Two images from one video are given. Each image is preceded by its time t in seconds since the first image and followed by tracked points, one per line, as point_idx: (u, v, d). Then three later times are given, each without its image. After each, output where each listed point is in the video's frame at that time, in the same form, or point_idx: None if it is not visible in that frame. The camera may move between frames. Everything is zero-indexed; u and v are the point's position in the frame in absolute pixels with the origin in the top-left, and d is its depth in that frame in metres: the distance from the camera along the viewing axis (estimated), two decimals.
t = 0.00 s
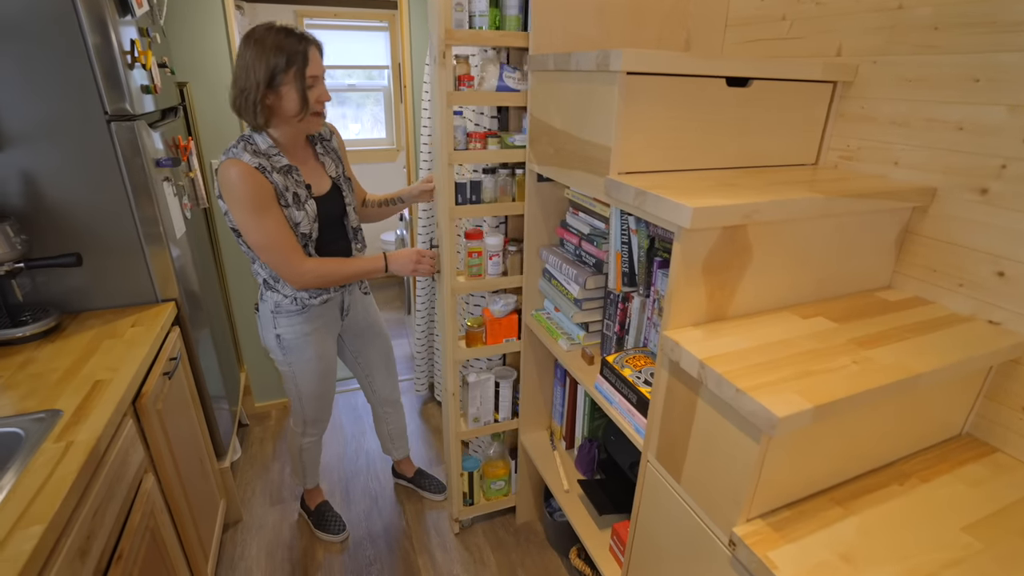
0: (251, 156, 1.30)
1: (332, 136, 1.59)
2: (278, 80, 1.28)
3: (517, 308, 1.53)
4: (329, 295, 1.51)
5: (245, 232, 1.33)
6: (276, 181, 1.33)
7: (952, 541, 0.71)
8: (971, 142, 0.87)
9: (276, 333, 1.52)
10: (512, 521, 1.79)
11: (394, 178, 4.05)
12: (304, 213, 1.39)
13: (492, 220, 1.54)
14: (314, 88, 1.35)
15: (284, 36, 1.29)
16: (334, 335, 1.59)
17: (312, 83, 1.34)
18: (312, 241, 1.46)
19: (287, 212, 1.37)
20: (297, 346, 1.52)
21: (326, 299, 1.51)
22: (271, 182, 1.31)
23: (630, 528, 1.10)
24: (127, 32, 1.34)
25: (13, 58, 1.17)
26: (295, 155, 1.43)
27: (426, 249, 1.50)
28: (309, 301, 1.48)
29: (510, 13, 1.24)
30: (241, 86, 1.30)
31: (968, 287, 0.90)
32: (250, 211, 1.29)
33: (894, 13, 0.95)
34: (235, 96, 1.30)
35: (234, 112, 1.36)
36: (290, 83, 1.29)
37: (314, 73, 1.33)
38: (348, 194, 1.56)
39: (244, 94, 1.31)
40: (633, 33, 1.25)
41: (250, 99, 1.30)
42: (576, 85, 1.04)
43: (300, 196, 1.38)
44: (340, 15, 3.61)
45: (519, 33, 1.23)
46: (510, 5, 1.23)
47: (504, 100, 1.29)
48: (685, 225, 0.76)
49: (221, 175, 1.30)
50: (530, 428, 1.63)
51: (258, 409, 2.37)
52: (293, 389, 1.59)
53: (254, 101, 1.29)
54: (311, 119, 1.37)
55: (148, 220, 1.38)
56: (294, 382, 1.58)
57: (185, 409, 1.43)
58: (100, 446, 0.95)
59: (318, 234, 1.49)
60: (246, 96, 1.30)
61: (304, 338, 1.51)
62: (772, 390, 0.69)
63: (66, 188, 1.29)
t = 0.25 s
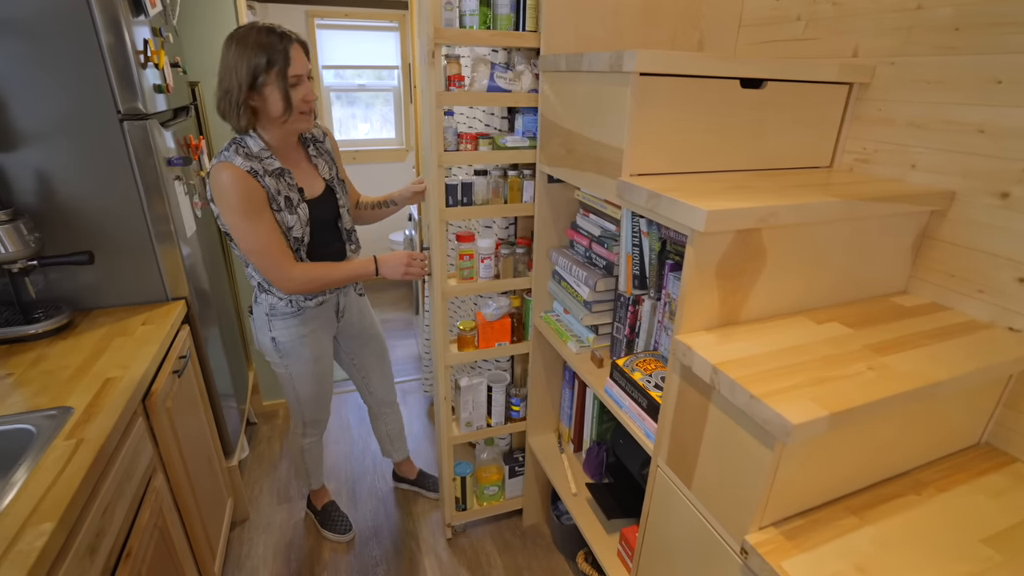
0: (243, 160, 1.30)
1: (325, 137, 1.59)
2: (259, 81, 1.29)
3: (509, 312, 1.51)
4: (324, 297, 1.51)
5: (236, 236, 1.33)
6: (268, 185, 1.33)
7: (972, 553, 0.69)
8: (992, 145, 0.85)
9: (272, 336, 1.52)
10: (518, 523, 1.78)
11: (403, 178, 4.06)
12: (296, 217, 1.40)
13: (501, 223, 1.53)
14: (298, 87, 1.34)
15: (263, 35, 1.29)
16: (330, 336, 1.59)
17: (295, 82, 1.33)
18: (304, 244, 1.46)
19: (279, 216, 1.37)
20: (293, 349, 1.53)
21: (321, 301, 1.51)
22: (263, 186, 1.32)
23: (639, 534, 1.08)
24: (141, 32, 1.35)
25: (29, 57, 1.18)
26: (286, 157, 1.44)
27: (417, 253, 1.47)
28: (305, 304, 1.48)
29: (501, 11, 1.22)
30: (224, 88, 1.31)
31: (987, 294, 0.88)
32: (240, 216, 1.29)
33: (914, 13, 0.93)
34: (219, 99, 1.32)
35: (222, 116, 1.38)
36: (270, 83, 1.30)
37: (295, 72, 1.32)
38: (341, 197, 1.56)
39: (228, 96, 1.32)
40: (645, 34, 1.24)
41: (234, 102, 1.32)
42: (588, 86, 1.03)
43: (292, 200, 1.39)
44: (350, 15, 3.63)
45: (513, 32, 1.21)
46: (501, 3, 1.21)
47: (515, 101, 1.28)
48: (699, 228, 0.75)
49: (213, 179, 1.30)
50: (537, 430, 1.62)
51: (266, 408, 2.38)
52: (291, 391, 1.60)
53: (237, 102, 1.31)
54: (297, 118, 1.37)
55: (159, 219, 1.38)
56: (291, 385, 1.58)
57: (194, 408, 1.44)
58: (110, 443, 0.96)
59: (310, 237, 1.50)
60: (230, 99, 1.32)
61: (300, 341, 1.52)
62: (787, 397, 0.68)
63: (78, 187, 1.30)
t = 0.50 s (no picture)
0: (251, 151, 1.31)
1: (334, 136, 1.61)
2: (243, 75, 1.37)
3: (505, 316, 1.52)
4: (334, 298, 1.52)
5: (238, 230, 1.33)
6: (275, 178, 1.34)
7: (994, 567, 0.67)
8: (1017, 149, 0.83)
9: (282, 338, 1.53)
10: (527, 526, 1.77)
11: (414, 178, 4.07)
12: (302, 211, 1.40)
13: (514, 224, 1.51)
14: (279, 72, 1.36)
15: (246, 30, 1.36)
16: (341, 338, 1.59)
17: (275, 67, 1.36)
18: (312, 239, 1.46)
19: (284, 210, 1.38)
20: (303, 350, 1.53)
21: (331, 301, 1.52)
22: (269, 179, 1.33)
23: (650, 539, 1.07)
24: (157, 32, 1.36)
25: (48, 57, 1.19)
26: (292, 151, 1.45)
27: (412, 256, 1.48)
28: (315, 305, 1.49)
29: (498, 11, 1.20)
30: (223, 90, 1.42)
31: (1010, 301, 0.86)
32: (244, 208, 1.30)
33: (936, 14, 0.91)
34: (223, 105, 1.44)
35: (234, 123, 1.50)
36: (251, 73, 1.35)
37: (273, 58, 1.35)
38: (349, 195, 1.57)
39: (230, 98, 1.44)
40: (660, 35, 1.23)
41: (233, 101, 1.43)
42: (603, 87, 1.02)
43: (298, 194, 1.39)
44: (363, 16, 3.64)
45: (510, 32, 1.20)
46: (497, 3, 1.20)
47: (528, 103, 1.28)
48: (715, 232, 0.74)
49: (222, 172, 1.31)
50: (547, 433, 1.61)
51: (276, 406, 2.39)
52: (301, 392, 1.60)
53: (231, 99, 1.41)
54: (284, 105, 1.38)
55: (173, 217, 1.39)
56: (302, 385, 1.59)
57: (205, 406, 1.45)
58: (123, 440, 0.96)
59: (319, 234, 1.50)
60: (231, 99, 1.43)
61: (310, 343, 1.52)
62: (803, 404, 0.67)
63: (94, 185, 1.31)
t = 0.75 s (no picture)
0: (260, 143, 1.34)
1: (348, 140, 1.62)
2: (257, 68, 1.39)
3: (503, 319, 1.50)
4: (339, 298, 1.51)
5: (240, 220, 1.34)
6: (281, 171, 1.36)
7: None
8: None
9: (289, 339, 1.53)
10: (534, 528, 1.77)
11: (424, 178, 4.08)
12: (307, 205, 1.41)
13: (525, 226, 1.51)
14: (290, 66, 1.37)
15: (263, 26, 1.39)
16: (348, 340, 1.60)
17: (286, 62, 1.37)
18: (319, 234, 1.46)
19: (289, 204, 1.39)
20: (310, 351, 1.53)
21: (337, 302, 1.51)
22: (275, 171, 1.34)
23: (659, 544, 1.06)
24: (171, 32, 1.37)
25: (64, 57, 1.21)
26: (302, 147, 1.46)
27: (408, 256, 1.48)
28: (320, 305, 1.49)
29: (494, 10, 1.19)
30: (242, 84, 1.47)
31: None
32: (247, 198, 1.31)
33: (957, 13, 0.89)
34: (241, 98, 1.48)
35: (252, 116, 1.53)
36: (263, 66, 1.38)
37: (285, 51, 1.37)
38: (358, 195, 1.57)
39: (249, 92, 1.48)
40: (673, 35, 1.22)
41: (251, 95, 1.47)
42: (616, 88, 1.02)
43: (304, 188, 1.40)
44: (375, 16, 3.66)
45: (505, 31, 1.19)
46: (493, 1, 1.18)
47: (538, 103, 1.27)
48: (729, 235, 0.73)
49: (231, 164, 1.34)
50: (555, 435, 1.61)
51: (286, 405, 2.39)
52: (307, 393, 1.61)
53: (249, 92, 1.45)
54: (292, 99, 1.37)
55: (186, 216, 1.40)
56: (308, 386, 1.59)
57: (215, 404, 1.46)
58: (135, 438, 0.97)
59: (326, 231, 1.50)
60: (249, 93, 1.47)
61: (316, 344, 1.52)
62: (818, 411, 0.66)
63: (109, 184, 1.32)
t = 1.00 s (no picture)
0: (267, 143, 1.35)
1: (352, 145, 1.63)
2: (274, 68, 1.37)
3: (499, 324, 1.49)
4: (341, 299, 1.51)
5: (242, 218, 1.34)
6: (287, 170, 1.36)
7: None
8: None
9: (291, 342, 1.53)
10: (540, 533, 1.75)
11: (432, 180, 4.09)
12: (312, 205, 1.41)
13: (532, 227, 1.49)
14: (312, 70, 1.38)
15: (284, 27, 1.38)
16: (351, 343, 1.60)
17: (308, 66, 1.38)
18: (323, 234, 1.46)
19: (294, 203, 1.39)
20: (312, 355, 1.54)
21: (339, 304, 1.51)
22: (281, 170, 1.35)
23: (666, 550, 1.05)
24: (181, 35, 1.38)
25: (74, 60, 1.21)
26: (310, 149, 1.47)
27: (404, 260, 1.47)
28: (322, 307, 1.49)
29: (488, 11, 1.18)
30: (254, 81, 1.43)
31: None
32: (251, 195, 1.31)
33: (971, 15, 0.88)
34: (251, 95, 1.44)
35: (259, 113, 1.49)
36: (283, 67, 1.36)
37: (308, 56, 1.37)
38: (362, 198, 1.57)
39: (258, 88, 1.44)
40: (681, 37, 1.21)
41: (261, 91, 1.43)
42: (625, 90, 1.01)
43: (310, 188, 1.40)
44: (383, 19, 3.67)
45: (500, 34, 1.18)
46: (488, 3, 1.17)
47: (546, 106, 1.26)
48: (739, 239, 0.72)
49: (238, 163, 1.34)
50: (562, 439, 1.60)
51: (291, 406, 2.40)
52: (310, 396, 1.61)
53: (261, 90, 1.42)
54: (310, 102, 1.39)
55: (193, 217, 1.41)
56: (311, 390, 1.59)
57: (221, 406, 1.46)
58: (141, 439, 0.97)
59: (330, 231, 1.50)
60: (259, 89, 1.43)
61: (319, 347, 1.52)
62: (831, 418, 0.64)
63: (118, 185, 1.33)
